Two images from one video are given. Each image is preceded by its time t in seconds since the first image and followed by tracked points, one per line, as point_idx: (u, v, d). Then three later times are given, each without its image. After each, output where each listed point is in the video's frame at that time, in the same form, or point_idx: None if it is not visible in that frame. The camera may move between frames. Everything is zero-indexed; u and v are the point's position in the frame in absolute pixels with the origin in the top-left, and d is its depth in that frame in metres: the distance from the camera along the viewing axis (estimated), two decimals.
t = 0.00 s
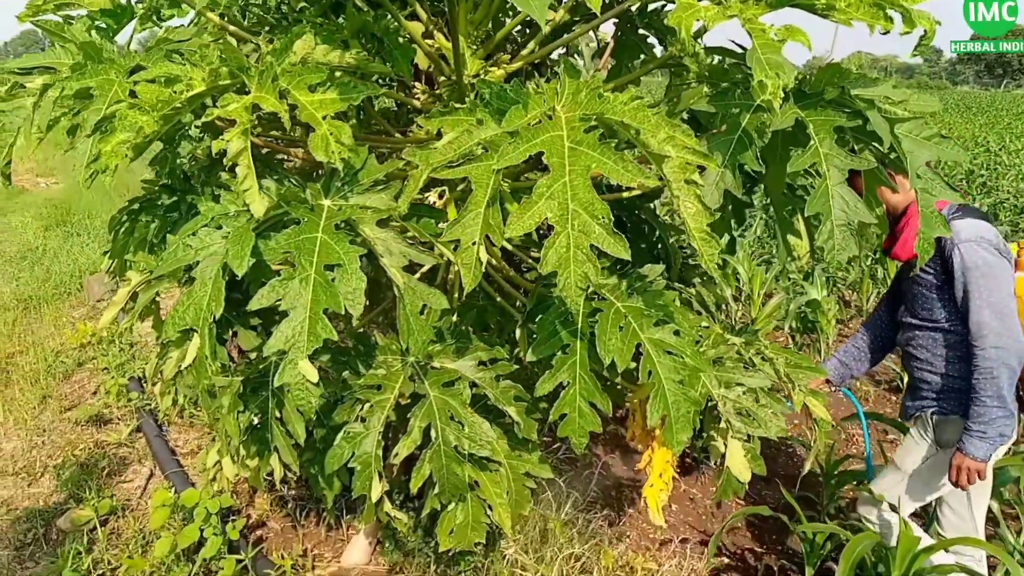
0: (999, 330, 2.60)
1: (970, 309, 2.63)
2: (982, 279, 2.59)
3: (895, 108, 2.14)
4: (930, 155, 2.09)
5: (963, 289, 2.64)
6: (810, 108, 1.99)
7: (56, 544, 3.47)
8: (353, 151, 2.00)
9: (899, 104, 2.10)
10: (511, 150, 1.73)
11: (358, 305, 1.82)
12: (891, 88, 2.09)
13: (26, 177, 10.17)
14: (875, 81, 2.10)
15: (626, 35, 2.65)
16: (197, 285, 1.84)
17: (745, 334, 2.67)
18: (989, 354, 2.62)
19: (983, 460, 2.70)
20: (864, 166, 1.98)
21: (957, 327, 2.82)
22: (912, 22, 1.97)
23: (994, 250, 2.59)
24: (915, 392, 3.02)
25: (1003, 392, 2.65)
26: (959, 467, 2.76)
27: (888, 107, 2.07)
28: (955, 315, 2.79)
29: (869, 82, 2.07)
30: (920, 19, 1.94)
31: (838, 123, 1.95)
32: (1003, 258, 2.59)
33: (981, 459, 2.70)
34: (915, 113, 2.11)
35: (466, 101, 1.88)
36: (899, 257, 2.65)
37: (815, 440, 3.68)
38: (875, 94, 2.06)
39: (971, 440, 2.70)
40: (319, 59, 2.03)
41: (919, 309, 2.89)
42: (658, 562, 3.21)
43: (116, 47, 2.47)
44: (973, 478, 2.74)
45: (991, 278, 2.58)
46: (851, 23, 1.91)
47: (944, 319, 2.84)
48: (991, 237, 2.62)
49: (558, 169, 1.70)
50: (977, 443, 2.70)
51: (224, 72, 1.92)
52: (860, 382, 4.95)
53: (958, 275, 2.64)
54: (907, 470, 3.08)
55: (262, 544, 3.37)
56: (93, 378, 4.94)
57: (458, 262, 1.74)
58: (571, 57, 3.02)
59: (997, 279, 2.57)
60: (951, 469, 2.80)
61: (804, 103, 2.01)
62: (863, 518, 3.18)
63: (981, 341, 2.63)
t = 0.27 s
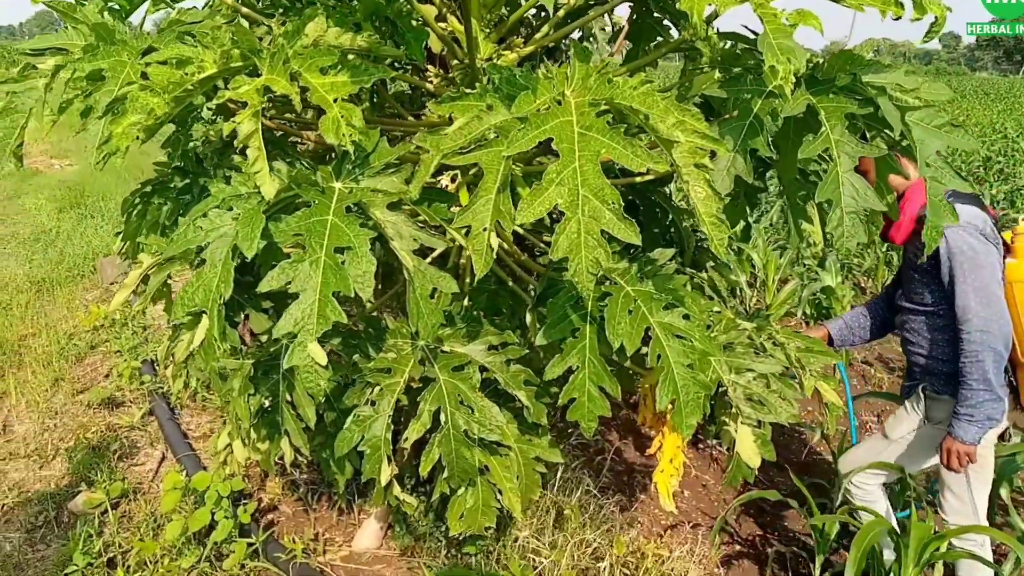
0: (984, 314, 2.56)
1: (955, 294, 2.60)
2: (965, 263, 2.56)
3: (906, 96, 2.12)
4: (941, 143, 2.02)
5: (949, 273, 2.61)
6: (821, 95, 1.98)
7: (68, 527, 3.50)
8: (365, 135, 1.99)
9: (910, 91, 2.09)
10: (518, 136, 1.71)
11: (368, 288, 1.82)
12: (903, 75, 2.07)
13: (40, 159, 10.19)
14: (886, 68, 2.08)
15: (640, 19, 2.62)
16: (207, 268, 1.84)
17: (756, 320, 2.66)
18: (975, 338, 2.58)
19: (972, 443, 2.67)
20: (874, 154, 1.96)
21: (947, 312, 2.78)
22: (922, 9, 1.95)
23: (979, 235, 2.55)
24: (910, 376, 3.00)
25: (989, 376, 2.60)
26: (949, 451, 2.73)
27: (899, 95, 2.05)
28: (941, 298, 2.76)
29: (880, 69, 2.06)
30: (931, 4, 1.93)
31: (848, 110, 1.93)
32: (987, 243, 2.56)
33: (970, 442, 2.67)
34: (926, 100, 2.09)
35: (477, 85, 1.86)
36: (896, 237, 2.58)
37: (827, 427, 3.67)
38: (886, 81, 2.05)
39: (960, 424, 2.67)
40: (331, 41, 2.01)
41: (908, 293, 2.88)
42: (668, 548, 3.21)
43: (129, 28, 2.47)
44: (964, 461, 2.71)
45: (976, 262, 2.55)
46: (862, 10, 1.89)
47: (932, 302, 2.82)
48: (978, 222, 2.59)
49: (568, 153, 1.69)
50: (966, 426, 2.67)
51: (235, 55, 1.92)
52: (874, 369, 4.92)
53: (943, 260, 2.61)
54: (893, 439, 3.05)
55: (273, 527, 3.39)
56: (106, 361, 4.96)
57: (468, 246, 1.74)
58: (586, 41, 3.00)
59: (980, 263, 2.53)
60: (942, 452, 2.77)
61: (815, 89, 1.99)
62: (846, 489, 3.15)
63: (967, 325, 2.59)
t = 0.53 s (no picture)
0: (960, 304, 2.60)
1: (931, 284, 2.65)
2: (939, 254, 2.61)
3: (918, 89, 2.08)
4: (952, 136, 2.01)
5: (926, 265, 2.66)
6: (832, 87, 1.97)
7: (79, 517, 3.52)
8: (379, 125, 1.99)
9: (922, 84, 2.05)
10: (528, 126, 1.71)
11: (378, 278, 1.82)
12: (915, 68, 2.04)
13: (54, 147, 10.22)
14: (899, 60, 2.04)
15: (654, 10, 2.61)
16: (217, 257, 1.84)
17: (766, 312, 2.66)
18: (951, 328, 2.62)
19: (953, 432, 2.69)
20: (886, 146, 1.94)
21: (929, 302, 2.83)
22: (933, 2, 1.91)
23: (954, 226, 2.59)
24: (902, 370, 3.05)
25: (967, 366, 2.63)
26: (931, 441, 2.76)
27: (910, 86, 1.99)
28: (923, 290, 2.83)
29: (894, 61, 2.02)
30: None
31: (858, 102, 1.93)
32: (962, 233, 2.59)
33: (952, 430, 2.70)
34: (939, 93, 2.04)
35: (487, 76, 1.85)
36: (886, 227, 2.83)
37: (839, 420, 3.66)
38: (898, 73, 2.01)
39: (940, 414, 2.71)
40: (343, 31, 1.99)
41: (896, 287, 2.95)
42: (678, 541, 3.20)
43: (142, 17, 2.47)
44: (946, 451, 2.73)
45: (950, 253, 2.59)
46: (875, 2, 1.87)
47: (918, 295, 2.89)
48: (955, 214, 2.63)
49: (577, 144, 1.68)
50: (948, 415, 2.70)
51: (247, 44, 1.91)
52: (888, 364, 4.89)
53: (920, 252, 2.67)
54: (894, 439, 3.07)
55: (283, 518, 3.40)
56: (119, 351, 4.99)
57: (477, 236, 1.74)
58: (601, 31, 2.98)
59: (954, 253, 2.57)
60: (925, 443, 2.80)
61: (827, 81, 1.97)
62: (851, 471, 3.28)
63: (943, 315, 2.63)
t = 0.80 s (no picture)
0: (932, 293, 2.74)
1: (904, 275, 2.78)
2: (911, 246, 2.73)
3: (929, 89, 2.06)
4: (963, 137, 1.97)
5: (898, 256, 2.78)
6: (845, 87, 1.95)
7: (89, 513, 3.53)
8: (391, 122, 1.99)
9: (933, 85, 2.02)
10: (540, 123, 1.69)
11: (389, 275, 1.82)
12: (927, 68, 2.00)
13: (65, 143, 10.24)
14: (910, 60, 2.02)
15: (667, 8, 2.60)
16: (229, 253, 1.85)
17: (777, 310, 2.65)
18: (924, 316, 2.76)
19: (929, 415, 2.85)
20: (898, 146, 1.92)
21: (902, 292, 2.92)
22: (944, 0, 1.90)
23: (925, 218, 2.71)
24: (881, 358, 3.14)
25: (940, 352, 2.78)
26: (910, 426, 2.91)
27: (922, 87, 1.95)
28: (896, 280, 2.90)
29: (905, 61, 1.99)
30: None
31: (870, 103, 1.91)
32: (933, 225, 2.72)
33: (928, 415, 2.85)
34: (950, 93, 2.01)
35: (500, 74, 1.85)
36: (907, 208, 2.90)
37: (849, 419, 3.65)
38: (910, 74, 1.98)
39: (917, 399, 2.85)
40: (356, 27, 2.00)
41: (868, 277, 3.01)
42: (687, 540, 3.20)
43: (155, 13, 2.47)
44: (923, 434, 2.89)
45: (921, 244, 2.72)
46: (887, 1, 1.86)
47: (892, 284, 2.95)
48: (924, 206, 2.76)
49: (589, 142, 1.67)
50: (923, 400, 2.85)
51: (260, 40, 1.92)
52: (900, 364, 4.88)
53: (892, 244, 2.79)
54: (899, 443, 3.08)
55: (293, 515, 3.41)
56: (129, 347, 5.00)
57: (488, 233, 1.73)
58: (616, 30, 2.97)
59: (925, 245, 2.71)
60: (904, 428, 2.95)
61: (839, 81, 1.96)
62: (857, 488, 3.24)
63: (916, 304, 2.77)
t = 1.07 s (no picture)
0: (924, 280, 2.81)
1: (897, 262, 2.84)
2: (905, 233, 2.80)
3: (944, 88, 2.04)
4: (977, 137, 1.97)
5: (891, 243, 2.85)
6: (859, 87, 1.94)
7: (98, 510, 3.55)
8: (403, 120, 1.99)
9: (948, 84, 2.00)
10: (555, 122, 1.68)
11: (401, 273, 1.82)
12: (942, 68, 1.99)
13: (75, 142, 10.29)
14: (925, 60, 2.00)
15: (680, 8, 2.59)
16: (241, 252, 1.85)
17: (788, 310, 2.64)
18: (915, 303, 2.83)
19: (916, 400, 2.93)
20: (911, 147, 1.92)
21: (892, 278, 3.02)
22: (960, 1, 1.90)
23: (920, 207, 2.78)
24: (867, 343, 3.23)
25: (929, 338, 2.85)
26: (897, 410, 2.99)
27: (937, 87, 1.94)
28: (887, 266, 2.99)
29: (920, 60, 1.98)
30: None
31: (884, 103, 1.91)
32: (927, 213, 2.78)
33: (915, 399, 2.93)
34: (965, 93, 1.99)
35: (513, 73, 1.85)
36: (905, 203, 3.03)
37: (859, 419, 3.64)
38: (925, 73, 1.97)
39: (905, 384, 2.93)
40: (370, 26, 2.00)
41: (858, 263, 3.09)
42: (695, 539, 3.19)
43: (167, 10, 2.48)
44: (909, 419, 2.97)
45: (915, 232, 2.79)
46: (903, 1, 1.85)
47: (881, 271, 3.04)
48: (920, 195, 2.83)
49: (602, 141, 1.68)
50: (911, 385, 2.93)
51: (273, 39, 1.92)
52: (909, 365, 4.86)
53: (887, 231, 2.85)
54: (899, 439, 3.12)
55: (301, 513, 3.42)
56: (138, 345, 5.02)
57: (501, 232, 1.73)
58: (629, 29, 2.94)
59: (919, 233, 2.77)
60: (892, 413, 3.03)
61: (853, 81, 1.96)
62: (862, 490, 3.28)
63: (908, 290, 2.84)
